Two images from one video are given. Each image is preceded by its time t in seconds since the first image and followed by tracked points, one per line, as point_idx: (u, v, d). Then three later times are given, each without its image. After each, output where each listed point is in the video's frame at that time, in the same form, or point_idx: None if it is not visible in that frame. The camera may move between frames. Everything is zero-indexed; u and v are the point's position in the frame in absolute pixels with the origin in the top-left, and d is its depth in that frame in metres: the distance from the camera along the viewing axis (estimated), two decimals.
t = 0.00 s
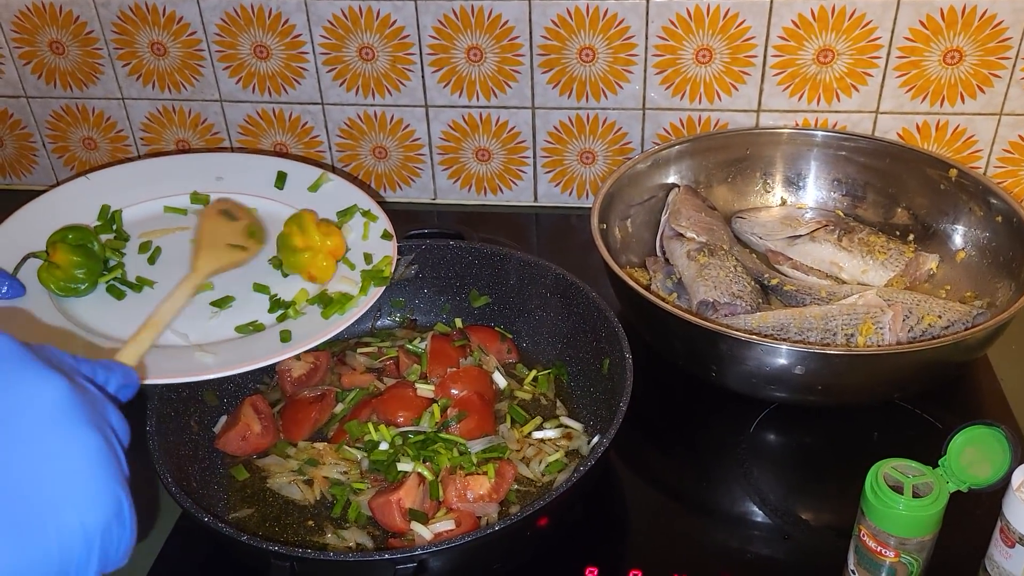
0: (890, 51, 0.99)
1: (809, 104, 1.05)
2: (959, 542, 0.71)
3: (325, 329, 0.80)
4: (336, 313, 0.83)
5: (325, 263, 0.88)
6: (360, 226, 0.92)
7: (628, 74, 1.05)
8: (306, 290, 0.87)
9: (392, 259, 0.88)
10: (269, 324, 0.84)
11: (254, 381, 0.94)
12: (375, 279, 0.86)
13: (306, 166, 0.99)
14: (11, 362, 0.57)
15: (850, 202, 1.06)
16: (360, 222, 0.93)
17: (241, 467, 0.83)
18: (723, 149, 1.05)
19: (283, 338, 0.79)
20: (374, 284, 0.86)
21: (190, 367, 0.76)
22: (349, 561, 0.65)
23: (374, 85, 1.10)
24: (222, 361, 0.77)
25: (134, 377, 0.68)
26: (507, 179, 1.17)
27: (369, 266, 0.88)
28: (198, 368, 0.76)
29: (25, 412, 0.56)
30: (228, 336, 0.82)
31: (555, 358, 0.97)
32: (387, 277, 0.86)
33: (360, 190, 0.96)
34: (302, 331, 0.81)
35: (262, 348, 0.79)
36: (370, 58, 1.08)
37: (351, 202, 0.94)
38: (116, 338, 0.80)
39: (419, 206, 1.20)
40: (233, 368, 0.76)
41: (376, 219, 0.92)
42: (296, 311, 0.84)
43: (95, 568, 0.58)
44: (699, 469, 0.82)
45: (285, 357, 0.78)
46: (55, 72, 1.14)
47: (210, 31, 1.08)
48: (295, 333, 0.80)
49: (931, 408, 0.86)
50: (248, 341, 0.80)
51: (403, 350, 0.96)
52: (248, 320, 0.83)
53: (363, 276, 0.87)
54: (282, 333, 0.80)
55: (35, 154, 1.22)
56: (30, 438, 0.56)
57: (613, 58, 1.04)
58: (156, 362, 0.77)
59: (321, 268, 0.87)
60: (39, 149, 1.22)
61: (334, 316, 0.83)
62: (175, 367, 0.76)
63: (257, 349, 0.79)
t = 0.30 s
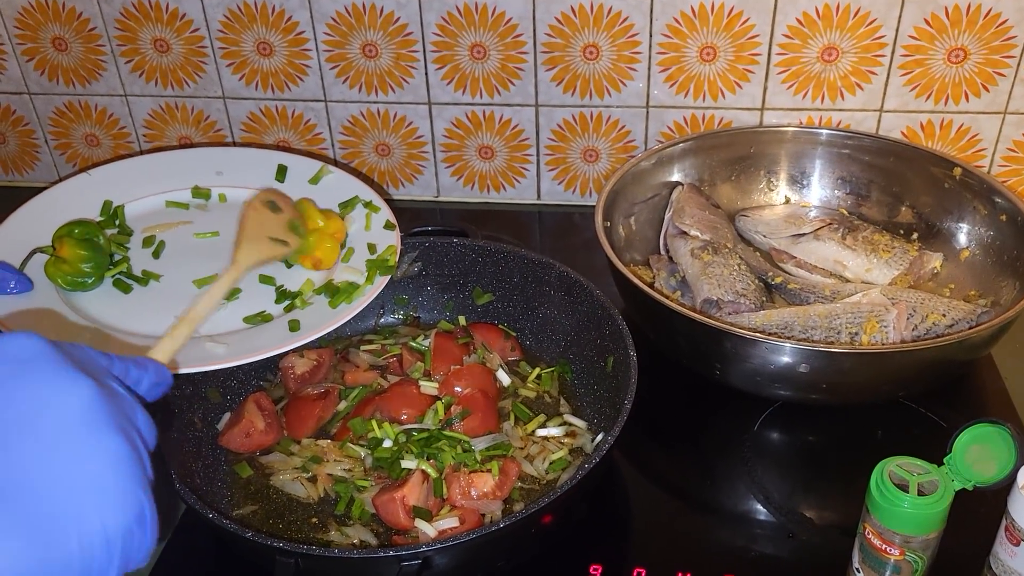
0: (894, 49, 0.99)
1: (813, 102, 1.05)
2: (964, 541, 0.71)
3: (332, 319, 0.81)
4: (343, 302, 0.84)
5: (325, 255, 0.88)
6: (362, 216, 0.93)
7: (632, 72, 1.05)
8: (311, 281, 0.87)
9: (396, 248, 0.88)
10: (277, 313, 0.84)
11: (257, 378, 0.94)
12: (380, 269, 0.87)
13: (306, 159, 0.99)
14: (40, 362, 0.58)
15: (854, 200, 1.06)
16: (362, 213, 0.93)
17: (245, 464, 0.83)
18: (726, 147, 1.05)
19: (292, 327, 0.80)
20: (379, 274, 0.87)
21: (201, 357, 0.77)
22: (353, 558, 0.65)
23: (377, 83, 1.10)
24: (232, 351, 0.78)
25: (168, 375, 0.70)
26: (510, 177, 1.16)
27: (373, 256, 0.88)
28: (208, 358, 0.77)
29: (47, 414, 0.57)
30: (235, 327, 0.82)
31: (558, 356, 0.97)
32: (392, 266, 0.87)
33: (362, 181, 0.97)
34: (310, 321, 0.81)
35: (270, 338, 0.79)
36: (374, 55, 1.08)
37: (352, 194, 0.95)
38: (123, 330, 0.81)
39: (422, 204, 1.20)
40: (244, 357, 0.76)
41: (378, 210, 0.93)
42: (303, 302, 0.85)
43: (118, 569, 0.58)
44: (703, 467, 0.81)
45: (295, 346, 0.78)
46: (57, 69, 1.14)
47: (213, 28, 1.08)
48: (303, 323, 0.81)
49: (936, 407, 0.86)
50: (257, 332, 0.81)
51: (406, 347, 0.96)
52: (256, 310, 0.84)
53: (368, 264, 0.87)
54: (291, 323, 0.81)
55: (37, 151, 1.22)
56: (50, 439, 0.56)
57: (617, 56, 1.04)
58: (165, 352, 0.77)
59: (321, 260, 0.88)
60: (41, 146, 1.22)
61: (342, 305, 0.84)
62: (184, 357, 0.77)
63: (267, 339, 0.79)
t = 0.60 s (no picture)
0: (896, 48, 0.99)
1: (815, 100, 1.05)
2: (965, 537, 0.71)
3: (351, 308, 0.81)
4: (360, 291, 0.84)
5: (343, 242, 0.88)
6: (371, 206, 0.94)
7: (634, 69, 1.05)
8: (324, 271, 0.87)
9: (406, 237, 0.89)
10: (293, 303, 0.84)
11: (261, 373, 0.94)
12: (392, 258, 0.87)
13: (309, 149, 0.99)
14: None
15: (856, 198, 1.06)
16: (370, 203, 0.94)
17: (247, 459, 0.83)
18: (728, 145, 1.05)
19: (311, 317, 0.80)
20: (392, 263, 0.87)
21: (225, 348, 0.77)
22: (357, 552, 0.65)
23: (380, 80, 1.10)
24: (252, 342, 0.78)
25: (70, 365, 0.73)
26: (512, 174, 1.17)
27: (384, 246, 0.88)
28: (231, 350, 0.77)
29: None
30: (252, 319, 0.82)
31: (561, 352, 0.97)
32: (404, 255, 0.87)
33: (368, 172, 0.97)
34: (329, 310, 0.82)
35: (289, 329, 0.79)
36: (376, 52, 1.08)
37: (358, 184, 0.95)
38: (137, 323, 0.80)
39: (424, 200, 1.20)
40: (264, 348, 0.77)
41: (384, 199, 0.94)
42: (318, 291, 0.85)
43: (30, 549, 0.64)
44: (705, 463, 0.82)
45: (315, 336, 0.79)
46: (61, 65, 1.14)
47: (216, 25, 1.08)
48: (322, 313, 0.81)
49: (937, 404, 0.86)
50: (275, 322, 0.81)
51: (409, 343, 0.97)
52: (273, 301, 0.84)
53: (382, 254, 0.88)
54: (311, 312, 0.81)
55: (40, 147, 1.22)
56: None
57: (619, 53, 1.04)
58: (185, 346, 0.77)
59: (340, 246, 0.88)
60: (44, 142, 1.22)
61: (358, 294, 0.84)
62: (205, 349, 0.77)
63: (286, 329, 0.79)
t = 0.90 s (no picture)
0: (897, 47, 0.99)
1: (816, 99, 1.05)
2: (964, 536, 0.72)
3: (355, 295, 0.82)
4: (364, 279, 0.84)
5: (347, 228, 0.89)
6: (372, 195, 0.94)
7: (635, 69, 1.05)
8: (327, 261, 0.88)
9: (409, 225, 0.89)
10: (298, 292, 0.85)
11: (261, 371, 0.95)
12: (396, 246, 0.87)
13: (310, 141, 0.99)
14: None
15: (856, 197, 1.06)
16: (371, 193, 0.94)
17: (248, 458, 0.83)
18: (729, 144, 1.06)
19: (317, 305, 0.81)
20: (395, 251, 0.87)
21: (231, 338, 0.77)
22: (358, 549, 0.65)
23: (381, 79, 1.10)
24: (258, 331, 0.78)
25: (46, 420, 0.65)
26: (513, 173, 1.17)
27: (387, 234, 0.89)
28: (239, 339, 0.77)
29: None
30: (258, 309, 0.83)
31: (561, 350, 0.97)
32: (407, 243, 0.87)
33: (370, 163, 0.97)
34: (333, 299, 0.82)
35: (295, 318, 0.79)
36: (378, 51, 1.08)
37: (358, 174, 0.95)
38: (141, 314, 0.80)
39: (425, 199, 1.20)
40: (270, 337, 0.77)
41: (386, 188, 0.94)
42: (323, 281, 0.85)
43: None
44: (706, 462, 0.82)
45: (321, 324, 0.79)
46: (62, 63, 1.14)
47: (217, 23, 1.08)
48: (327, 301, 0.82)
49: (937, 404, 0.86)
50: (280, 311, 0.81)
51: (410, 341, 0.97)
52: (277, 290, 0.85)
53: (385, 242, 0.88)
54: (315, 301, 0.81)
55: (41, 145, 1.23)
56: None
57: (620, 52, 1.04)
58: (193, 335, 0.77)
59: (344, 233, 0.89)
60: (45, 140, 1.22)
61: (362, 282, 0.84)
62: (213, 338, 0.77)
63: (292, 317, 0.80)
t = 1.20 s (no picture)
0: (895, 46, 0.99)
1: (814, 98, 1.05)
2: (961, 534, 0.72)
3: (347, 287, 0.82)
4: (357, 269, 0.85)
5: (339, 218, 0.90)
6: (362, 187, 0.94)
7: (633, 67, 1.05)
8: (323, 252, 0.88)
9: (399, 215, 0.89)
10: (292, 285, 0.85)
11: (260, 368, 0.95)
12: (387, 236, 0.87)
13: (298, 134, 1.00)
14: None
15: (855, 195, 1.06)
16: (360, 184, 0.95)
17: (247, 455, 0.83)
18: (727, 142, 1.06)
19: (308, 296, 0.81)
20: (387, 240, 0.88)
21: (226, 328, 0.77)
22: (357, 547, 0.65)
23: (380, 77, 1.10)
24: (252, 321, 0.78)
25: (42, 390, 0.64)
26: (512, 172, 1.17)
27: (378, 224, 0.89)
28: (232, 329, 0.77)
29: None
30: (249, 301, 0.83)
31: (559, 348, 0.97)
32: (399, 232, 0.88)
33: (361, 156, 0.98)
34: (326, 289, 0.82)
35: (289, 308, 0.80)
36: (376, 49, 1.08)
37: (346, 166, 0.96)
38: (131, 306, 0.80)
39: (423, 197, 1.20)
40: (264, 327, 0.77)
41: (375, 179, 0.95)
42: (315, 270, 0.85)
43: None
44: (704, 459, 0.82)
45: (313, 313, 0.79)
46: (61, 61, 1.14)
47: (216, 21, 1.08)
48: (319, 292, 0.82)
49: (934, 402, 0.86)
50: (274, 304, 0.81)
51: (408, 339, 0.97)
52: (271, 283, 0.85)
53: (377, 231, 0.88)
54: (308, 291, 0.81)
55: (40, 143, 1.23)
56: None
57: (618, 51, 1.04)
58: (187, 327, 0.77)
59: (335, 223, 0.89)
60: (44, 138, 1.22)
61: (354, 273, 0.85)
62: (207, 329, 0.77)
63: (285, 308, 0.80)
